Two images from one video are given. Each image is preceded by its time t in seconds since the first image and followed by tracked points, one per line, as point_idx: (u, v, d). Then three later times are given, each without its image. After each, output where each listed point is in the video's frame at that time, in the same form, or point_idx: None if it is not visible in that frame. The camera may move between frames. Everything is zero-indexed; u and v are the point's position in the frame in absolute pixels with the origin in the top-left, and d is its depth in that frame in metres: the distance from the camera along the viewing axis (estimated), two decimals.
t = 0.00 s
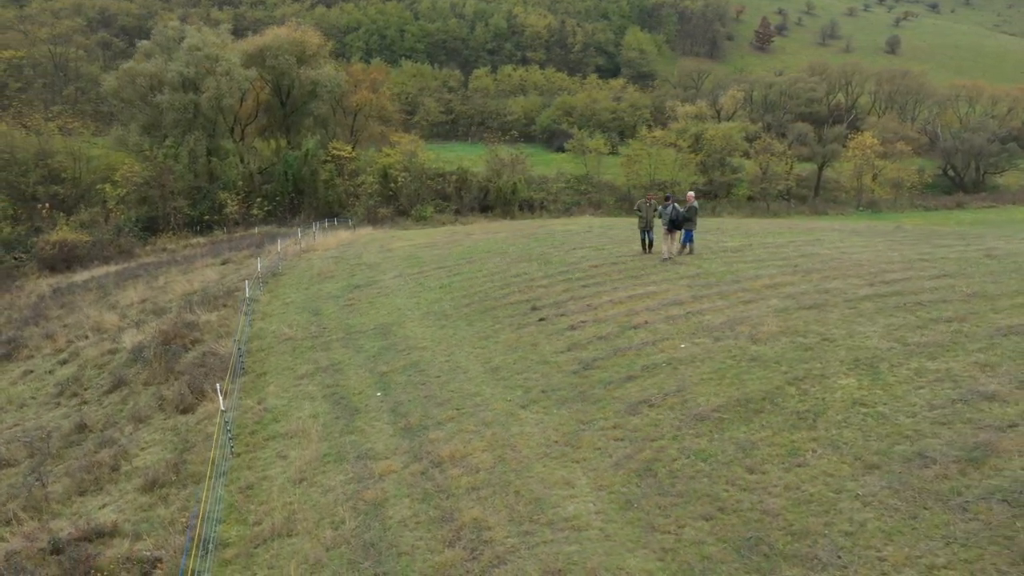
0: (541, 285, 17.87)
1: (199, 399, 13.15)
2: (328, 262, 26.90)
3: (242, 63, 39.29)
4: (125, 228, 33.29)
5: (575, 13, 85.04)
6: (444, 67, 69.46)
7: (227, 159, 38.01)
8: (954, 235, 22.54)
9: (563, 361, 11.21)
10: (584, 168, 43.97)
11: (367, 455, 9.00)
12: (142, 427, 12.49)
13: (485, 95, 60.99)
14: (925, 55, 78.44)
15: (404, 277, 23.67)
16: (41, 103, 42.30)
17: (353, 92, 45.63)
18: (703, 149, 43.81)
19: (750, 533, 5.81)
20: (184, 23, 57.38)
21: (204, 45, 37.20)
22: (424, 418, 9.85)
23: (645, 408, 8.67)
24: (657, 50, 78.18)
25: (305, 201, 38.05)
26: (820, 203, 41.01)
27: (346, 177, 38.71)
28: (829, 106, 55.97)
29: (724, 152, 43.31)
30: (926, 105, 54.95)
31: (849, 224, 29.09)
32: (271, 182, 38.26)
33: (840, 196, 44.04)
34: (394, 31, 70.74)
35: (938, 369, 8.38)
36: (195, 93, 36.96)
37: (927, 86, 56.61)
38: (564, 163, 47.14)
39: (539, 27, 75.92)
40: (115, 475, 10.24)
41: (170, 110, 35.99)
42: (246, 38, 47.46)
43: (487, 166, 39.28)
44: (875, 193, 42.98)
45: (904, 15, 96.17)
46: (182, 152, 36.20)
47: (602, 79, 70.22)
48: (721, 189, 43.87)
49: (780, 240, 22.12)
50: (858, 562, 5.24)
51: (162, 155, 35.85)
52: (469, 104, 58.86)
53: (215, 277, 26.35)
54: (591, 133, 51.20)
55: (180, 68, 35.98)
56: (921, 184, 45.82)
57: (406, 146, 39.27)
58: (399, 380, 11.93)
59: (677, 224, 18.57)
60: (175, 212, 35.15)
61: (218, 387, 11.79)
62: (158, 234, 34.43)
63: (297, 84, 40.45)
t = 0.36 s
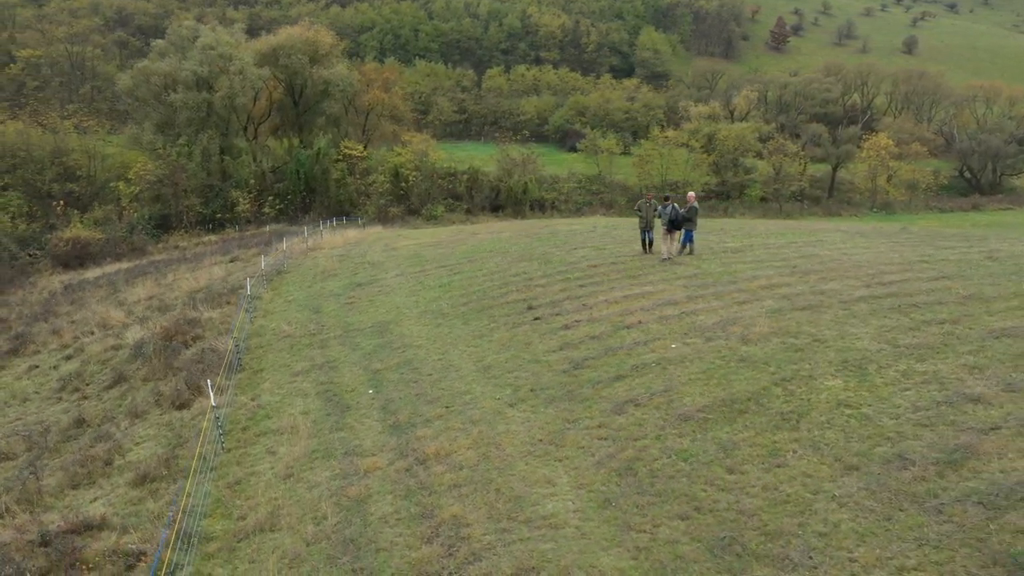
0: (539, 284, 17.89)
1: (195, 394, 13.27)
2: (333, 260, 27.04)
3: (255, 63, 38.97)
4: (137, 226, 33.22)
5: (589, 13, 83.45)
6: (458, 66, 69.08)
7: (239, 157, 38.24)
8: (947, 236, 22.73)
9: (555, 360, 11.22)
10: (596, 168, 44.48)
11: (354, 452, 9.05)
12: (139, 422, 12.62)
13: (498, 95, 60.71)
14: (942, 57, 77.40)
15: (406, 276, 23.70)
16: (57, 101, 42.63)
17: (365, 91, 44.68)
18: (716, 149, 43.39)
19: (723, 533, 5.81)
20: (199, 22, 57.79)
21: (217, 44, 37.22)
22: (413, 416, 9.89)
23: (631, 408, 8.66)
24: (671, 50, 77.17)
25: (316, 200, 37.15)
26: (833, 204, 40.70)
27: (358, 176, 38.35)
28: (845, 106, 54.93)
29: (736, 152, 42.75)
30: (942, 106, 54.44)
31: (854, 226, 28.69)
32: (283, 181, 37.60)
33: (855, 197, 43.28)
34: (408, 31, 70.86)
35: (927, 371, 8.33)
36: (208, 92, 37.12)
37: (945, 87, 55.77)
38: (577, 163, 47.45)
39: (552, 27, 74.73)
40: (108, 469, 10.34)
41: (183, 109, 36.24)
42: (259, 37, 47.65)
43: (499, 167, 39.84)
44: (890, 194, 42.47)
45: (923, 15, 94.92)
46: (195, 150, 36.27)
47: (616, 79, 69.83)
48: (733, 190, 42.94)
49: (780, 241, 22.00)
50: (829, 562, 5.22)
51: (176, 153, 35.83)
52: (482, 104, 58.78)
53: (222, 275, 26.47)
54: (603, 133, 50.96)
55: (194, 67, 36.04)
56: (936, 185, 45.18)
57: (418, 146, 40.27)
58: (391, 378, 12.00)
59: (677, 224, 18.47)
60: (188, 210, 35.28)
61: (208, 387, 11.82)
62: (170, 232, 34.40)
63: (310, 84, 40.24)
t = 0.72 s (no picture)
0: (537, 284, 17.86)
1: (192, 390, 13.37)
2: (337, 259, 27.13)
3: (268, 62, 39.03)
4: (150, 224, 33.36)
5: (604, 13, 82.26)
6: (471, 66, 68.73)
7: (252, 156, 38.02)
8: (949, 238, 22.66)
9: (546, 359, 11.22)
10: (609, 168, 44.14)
11: (342, 449, 9.10)
12: (135, 417, 12.72)
13: (511, 95, 60.35)
14: (960, 58, 76.42)
15: (408, 275, 23.73)
16: (73, 99, 42.98)
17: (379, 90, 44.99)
18: (729, 150, 43.08)
19: (697, 533, 5.81)
20: (214, 22, 58.09)
21: (231, 44, 37.25)
22: (403, 413, 9.93)
23: (617, 407, 8.66)
24: (686, 50, 76.38)
25: (328, 199, 37.51)
26: (847, 205, 40.45)
27: (369, 175, 38.47)
28: (861, 107, 54.11)
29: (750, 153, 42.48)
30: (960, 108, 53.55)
31: (868, 228, 28.46)
32: (295, 180, 37.60)
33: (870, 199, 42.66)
34: (422, 31, 70.87)
35: (914, 373, 8.27)
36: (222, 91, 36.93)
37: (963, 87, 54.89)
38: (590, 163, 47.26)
39: (567, 25, 74.07)
40: (101, 463, 10.44)
41: (197, 107, 36.17)
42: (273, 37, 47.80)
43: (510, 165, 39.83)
44: (905, 195, 41.97)
45: (942, 15, 93.61)
46: (209, 149, 36.36)
47: (630, 79, 69.38)
48: (747, 191, 42.67)
49: (783, 242, 21.80)
50: (800, 562, 5.22)
51: (191, 152, 35.90)
52: (495, 103, 58.66)
53: (228, 272, 26.58)
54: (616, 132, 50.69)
55: (208, 66, 36.06)
56: (952, 187, 44.51)
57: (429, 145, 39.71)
58: (384, 376, 12.05)
59: (677, 224, 18.39)
60: (201, 208, 35.28)
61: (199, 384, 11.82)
62: (183, 229, 34.51)
63: (323, 83, 40.03)
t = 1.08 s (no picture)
0: (534, 283, 17.91)
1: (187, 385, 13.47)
2: (341, 257, 27.22)
3: (281, 61, 39.10)
4: (162, 222, 33.44)
5: (618, 12, 80.39)
6: (484, 66, 68.50)
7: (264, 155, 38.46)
8: (957, 239, 22.47)
9: (537, 358, 11.24)
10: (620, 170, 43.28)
11: (329, 445, 9.16)
12: (131, 412, 12.84)
13: (524, 94, 60.01)
14: (978, 58, 75.50)
15: (408, 274, 23.81)
16: (88, 98, 43.29)
17: (391, 89, 44.42)
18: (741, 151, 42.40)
19: (670, 532, 5.80)
20: (228, 21, 58.34)
21: (244, 43, 37.07)
22: (391, 411, 9.97)
23: (602, 406, 8.68)
24: (700, 50, 75.76)
25: (339, 198, 37.68)
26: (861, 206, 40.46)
27: (380, 174, 38.62)
28: (876, 109, 53.39)
29: (763, 154, 41.76)
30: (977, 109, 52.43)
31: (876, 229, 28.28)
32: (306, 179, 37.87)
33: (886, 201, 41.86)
34: (437, 30, 71.10)
35: (900, 375, 8.22)
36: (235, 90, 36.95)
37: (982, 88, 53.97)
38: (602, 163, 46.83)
39: (580, 25, 73.24)
40: (94, 457, 10.54)
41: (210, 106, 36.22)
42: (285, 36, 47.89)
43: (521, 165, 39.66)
44: (920, 197, 41.47)
45: (960, 14, 92.40)
46: (222, 147, 36.46)
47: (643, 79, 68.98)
48: (759, 192, 42.25)
49: (784, 243, 21.67)
50: (769, 563, 5.20)
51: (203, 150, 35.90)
52: (508, 103, 58.54)
53: (234, 269, 26.67)
54: (629, 132, 50.38)
55: (220, 65, 36.07)
56: (967, 189, 43.83)
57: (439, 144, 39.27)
58: (377, 373, 12.12)
59: (677, 224, 18.38)
60: (212, 206, 35.50)
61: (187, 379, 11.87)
62: (194, 227, 34.83)
63: (334, 82, 40.19)
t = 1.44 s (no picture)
0: (532, 282, 17.96)
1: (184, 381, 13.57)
2: (344, 256, 27.31)
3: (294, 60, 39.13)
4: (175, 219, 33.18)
5: (634, 12, 81.12)
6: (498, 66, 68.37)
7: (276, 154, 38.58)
8: (966, 240, 22.27)
9: (528, 356, 11.28)
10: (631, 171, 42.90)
11: (317, 441, 9.22)
12: (129, 407, 12.94)
13: (537, 94, 59.70)
14: (996, 60, 74.45)
15: (410, 272, 23.89)
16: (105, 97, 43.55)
17: (403, 87, 44.48)
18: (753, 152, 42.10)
19: (644, 530, 5.80)
20: (243, 20, 58.60)
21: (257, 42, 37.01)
22: (381, 408, 10.02)
23: (588, 404, 8.70)
24: (715, 50, 75.23)
25: (350, 196, 37.29)
26: (875, 207, 40.37)
27: (392, 173, 38.12)
28: (892, 110, 52.29)
29: (775, 154, 41.26)
30: (994, 111, 51.16)
31: (876, 229, 28.21)
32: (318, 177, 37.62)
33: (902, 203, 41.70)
34: (450, 30, 70.24)
35: (884, 376, 8.19)
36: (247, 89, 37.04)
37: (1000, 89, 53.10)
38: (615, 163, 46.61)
39: (595, 25, 73.48)
40: (88, 452, 10.65)
41: (223, 104, 36.15)
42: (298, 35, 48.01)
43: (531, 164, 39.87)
44: (935, 200, 41.00)
45: (980, 15, 91.14)
46: (234, 146, 36.67)
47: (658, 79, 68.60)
48: (771, 192, 42.12)
49: (786, 244, 21.49)
50: (739, 562, 5.20)
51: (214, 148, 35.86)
52: (522, 102, 58.40)
53: (241, 265, 26.70)
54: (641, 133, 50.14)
55: (234, 64, 35.94)
56: (983, 191, 43.19)
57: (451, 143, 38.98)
58: (371, 371, 12.19)
59: (677, 224, 18.27)
60: (224, 204, 34.98)
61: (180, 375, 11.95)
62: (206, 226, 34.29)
63: (346, 81, 40.25)
